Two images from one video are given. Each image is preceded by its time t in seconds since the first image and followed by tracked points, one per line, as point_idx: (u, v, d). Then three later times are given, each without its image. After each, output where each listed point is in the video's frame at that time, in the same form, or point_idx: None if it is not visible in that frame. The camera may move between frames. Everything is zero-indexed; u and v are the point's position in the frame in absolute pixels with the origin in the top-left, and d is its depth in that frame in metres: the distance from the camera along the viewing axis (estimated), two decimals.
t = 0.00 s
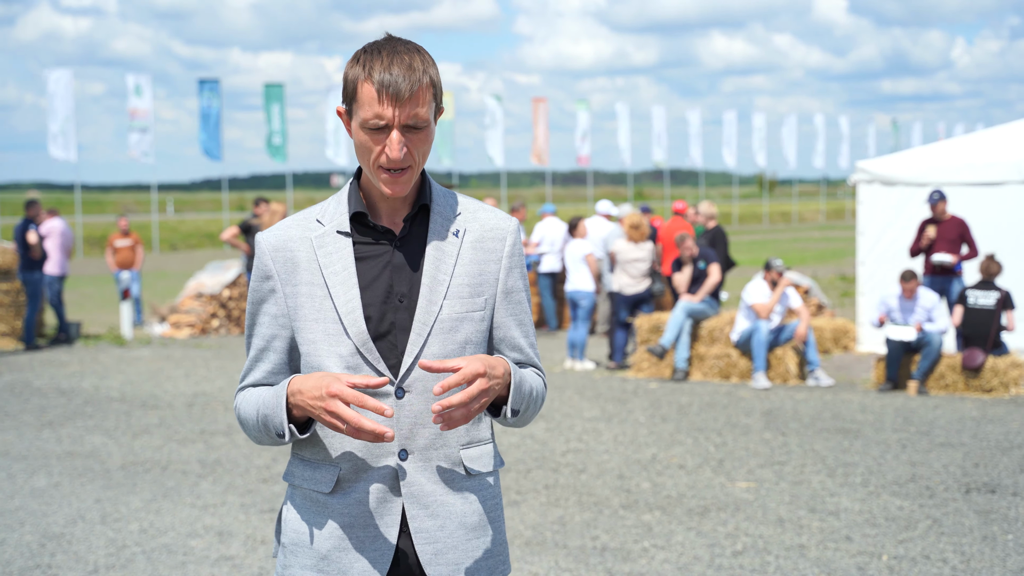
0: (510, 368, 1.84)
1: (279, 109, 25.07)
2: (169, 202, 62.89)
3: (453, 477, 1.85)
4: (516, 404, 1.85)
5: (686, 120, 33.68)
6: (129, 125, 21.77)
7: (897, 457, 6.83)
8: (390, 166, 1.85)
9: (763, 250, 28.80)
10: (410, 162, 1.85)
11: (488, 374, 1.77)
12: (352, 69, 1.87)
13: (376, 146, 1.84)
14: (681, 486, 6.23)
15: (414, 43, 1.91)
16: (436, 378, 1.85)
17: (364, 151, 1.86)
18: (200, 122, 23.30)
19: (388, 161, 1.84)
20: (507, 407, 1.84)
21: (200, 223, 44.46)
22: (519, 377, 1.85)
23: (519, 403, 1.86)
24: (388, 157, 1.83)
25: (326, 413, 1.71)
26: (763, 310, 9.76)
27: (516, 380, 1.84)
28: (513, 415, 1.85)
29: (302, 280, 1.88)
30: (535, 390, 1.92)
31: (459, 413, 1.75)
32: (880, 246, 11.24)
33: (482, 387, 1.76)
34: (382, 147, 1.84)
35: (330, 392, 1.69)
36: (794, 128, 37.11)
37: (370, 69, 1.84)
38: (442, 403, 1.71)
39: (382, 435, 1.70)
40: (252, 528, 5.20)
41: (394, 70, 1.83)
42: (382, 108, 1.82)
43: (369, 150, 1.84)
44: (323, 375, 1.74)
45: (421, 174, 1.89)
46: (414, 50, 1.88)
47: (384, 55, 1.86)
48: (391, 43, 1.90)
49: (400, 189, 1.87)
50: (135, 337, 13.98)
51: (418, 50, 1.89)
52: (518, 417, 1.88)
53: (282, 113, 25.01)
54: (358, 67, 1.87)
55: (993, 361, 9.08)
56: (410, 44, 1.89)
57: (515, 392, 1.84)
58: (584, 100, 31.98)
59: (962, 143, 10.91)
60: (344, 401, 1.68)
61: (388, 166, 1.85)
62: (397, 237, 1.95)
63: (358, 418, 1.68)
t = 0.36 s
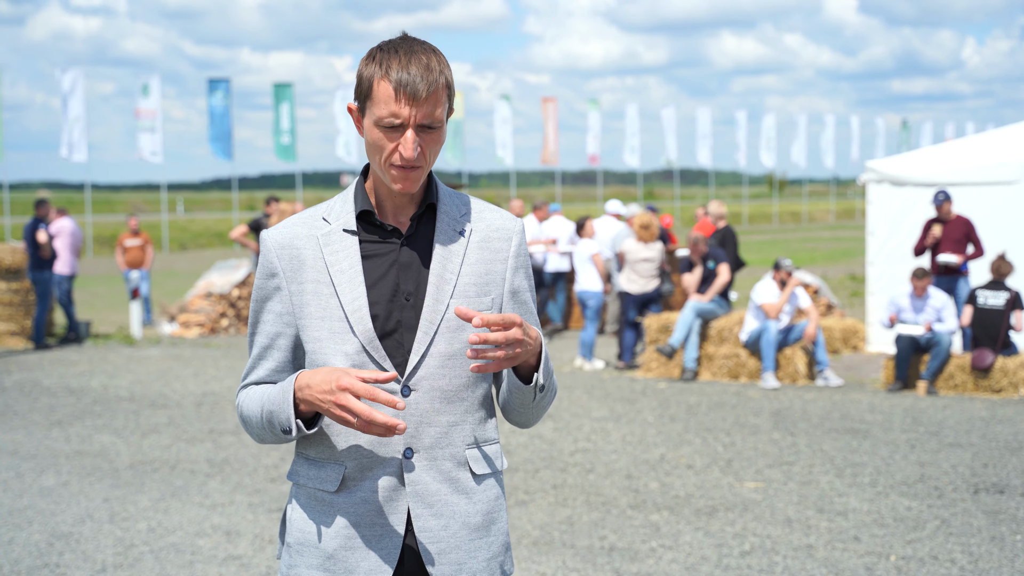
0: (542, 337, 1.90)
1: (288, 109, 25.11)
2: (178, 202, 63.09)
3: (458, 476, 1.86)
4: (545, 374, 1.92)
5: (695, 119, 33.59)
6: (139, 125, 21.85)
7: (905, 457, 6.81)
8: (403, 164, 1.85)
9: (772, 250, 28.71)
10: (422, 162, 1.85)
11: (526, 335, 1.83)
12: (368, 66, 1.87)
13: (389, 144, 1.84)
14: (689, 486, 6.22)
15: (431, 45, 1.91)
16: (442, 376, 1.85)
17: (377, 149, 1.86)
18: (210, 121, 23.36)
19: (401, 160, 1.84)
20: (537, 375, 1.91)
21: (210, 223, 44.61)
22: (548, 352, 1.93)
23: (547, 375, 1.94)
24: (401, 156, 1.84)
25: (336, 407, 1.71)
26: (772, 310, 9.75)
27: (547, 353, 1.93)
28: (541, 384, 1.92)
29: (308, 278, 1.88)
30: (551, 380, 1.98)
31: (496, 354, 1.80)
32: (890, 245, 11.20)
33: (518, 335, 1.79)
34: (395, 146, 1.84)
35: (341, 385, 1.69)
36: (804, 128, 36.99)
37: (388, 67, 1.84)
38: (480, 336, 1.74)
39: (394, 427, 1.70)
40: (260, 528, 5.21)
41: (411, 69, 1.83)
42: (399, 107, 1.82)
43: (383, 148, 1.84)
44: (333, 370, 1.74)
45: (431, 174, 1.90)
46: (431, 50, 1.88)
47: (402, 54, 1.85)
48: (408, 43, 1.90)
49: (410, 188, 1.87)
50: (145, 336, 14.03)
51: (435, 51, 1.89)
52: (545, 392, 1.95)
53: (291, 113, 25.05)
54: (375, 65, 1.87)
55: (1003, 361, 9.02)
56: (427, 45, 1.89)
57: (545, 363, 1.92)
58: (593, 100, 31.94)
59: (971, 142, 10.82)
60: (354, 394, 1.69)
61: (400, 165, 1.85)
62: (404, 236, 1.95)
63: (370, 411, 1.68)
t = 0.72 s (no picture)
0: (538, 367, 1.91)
1: (297, 109, 25.15)
2: (187, 202, 63.26)
3: (464, 475, 1.86)
4: (540, 405, 1.91)
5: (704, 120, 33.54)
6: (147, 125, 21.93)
7: (912, 457, 6.79)
8: (417, 156, 1.85)
9: (780, 250, 28.63)
10: (436, 153, 1.85)
11: (527, 375, 1.82)
12: (383, 60, 1.88)
13: (404, 135, 1.84)
14: (696, 486, 6.21)
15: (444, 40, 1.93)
16: (450, 375, 1.86)
17: (391, 140, 1.86)
18: (218, 121, 23.42)
19: (416, 151, 1.84)
20: (533, 407, 1.91)
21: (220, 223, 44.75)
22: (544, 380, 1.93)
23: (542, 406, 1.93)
24: (416, 146, 1.83)
25: (350, 404, 1.71)
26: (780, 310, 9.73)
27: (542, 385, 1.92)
28: (536, 414, 1.92)
29: (316, 277, 1.89)
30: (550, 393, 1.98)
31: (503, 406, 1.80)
32: (898, 245, 11.13)
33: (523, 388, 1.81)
34: (410, 136, 1.84)
35: (355, 382, 1.69)
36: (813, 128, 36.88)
37: (403, 59, 1.85)
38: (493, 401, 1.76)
39: (409, 424, 1.71)
40: (267, 527, 5.23)
41: (427, 60, 1.84)
42: (414, 97, 1.83)
43: (398, 139, 1.84)
44: (345, 367, 1.74)
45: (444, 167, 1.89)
46: (445, 44, 1.90)
47: (416, 47, 1.86)
48: (422, 37, 1.91)
49: (424, 180, 1.87)
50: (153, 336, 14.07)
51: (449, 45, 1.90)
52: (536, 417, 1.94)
53: (300, 112, 25.08)
54: (390, 58, 1.87)
55: (1010, 361, 9.00)
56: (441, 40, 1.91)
57: (540, 397, 1.92)
58: (601, 100, 31.90)
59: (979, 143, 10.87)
60: (368, 391, 1.69)
61: (415, 156, 1.84)
62: (411, 235, 1.95)
63: (385, 408, 1.69)
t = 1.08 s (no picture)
0: (524, 369, 1.87)
1: (303, 109, 25.19)
2: (193, 201, 63.32)
3: (466, 476, 1.87)
4: (527, 405, 1.87)
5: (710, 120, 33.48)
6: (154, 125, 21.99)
7: (917, 457, 6.78)
8: (418, 144, 1.85)
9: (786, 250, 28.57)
10: (437, 142, 1.85)
11: (506, 377, 1.79)
12: (383, 55, 1.90)
13: (406, 123, 1.85)
14: (701, 486, 6.21)
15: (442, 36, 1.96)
16: (451, 376, 1.87)
17: (391, 130, 1.86)
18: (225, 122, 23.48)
19: (417, 138, 1.84)
20: (519, 408, 1.87)
21: (226, 223, 44.83)
22: (533, 379, 1.88)
23: (531, 406, 1.88)
24: (417, 134, 1.84)
25: (344, 403, 1.72)
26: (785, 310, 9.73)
27: (529, 384, 1.86)
28: (524, 415, 1.87)
29: (318, 278, 1.90)
30: (546, 393, 1.94)
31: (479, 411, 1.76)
32: (904, 245, 11.11)
33: (502, 390, 1.78)
34: (412, 124, 1.85)
35: (349, 381, 1.70)
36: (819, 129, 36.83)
37: (403, 51, 1.87)
38: (466, 402, 1.72)
39: (403, 422, 1.71)
40: (272, 527, 5.25)
41: (427, 50, 1.87)
42: (415, 84, 1.84)
43: (400, 128, 1.85)
44: (341, 367, 1.76)
45: (445, 159, 1.89)
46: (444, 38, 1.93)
47: (416, 39, 1.89)
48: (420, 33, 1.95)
49: (427, 168, 1.86)
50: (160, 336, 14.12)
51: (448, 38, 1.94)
52: (528, 418, 1.90)
53: (306, 113, 25.11)
54: (389, 53, 1.90)
55: (1017, 361, 8.97)
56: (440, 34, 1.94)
57: (529, 394, 1.87)
58: (606, 100, 31.87)
59: (988, 141, 10.72)
60: (362, 390, 1.70)
61: (417, 144, 1.84)
62: (413, 236, 1.96)
63: (378, 407, 1.69)
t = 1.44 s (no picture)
0: (523, 368, 1.86)
1: (305, 109, 25.21)
2: (195, 201, 63.31)
3: (467, 476, 1.88)
4: (525, 403, 1.87)
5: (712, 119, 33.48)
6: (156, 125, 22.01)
7: (918, 457, 6.78)
8: (417, 142, 1.85)
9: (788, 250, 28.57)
10: (436, 139, 1.86)
11: (504, 375, 1.79)
12: (380, 54, 1.91)
13: (404, 121, 1.85)
14: (702, 485, 6.21)
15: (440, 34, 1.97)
16: (450, 376, 1.88)
17: (390, 128, 1.87)
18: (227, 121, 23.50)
19: (416, 135, 1.84)
20: (517, 406, 1.87)
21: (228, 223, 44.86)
22: (531, 377, 1.88)
23: (529, 404, 1.88)
24: (415, 131, 1.84)
25: (344, 401, 1.72)
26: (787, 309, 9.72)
27: (530, 381, 1.87)
28: (523, 413, 1.87)
29: (318, 278, 1.91)
30: (545, 392, 1.94)
31: (476, 408, 1.77)
32: (906, 245, 11.11)
33: (499, 386, 1.78)
34: (410, 121, 1.85)
35: (348, 380, 1.71)
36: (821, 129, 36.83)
37: (400, 48, 1.88)
38: (463, 398, 1.73)
39: (402, 421, 1.70)
40: (274, 526, 5.26)
41: (424, 47, 1.87)
42: (412, 81, 1.85)
43: (398, 126, 1.85)
44: (340, 367, 1.76)
45: (444, 157, 1.90)
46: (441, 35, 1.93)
47: (413, 37, 1.90)
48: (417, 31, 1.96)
49: (426, 165, 1.87)
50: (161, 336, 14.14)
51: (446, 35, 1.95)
52: (527, 417, 1.90)
53: (308, 112, 25.13)
54: (387, 51, 1.91)
55: (1018, 361, 8.95)
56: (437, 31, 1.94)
57: (529, 391, 1.87)
58: (608, 100, 31.87)
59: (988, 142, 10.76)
60: (361, 389, 1.71)
61: (415, 141, 1.85)
62: (412, 236, 1.97)
63: (376, 405, 1.70)
